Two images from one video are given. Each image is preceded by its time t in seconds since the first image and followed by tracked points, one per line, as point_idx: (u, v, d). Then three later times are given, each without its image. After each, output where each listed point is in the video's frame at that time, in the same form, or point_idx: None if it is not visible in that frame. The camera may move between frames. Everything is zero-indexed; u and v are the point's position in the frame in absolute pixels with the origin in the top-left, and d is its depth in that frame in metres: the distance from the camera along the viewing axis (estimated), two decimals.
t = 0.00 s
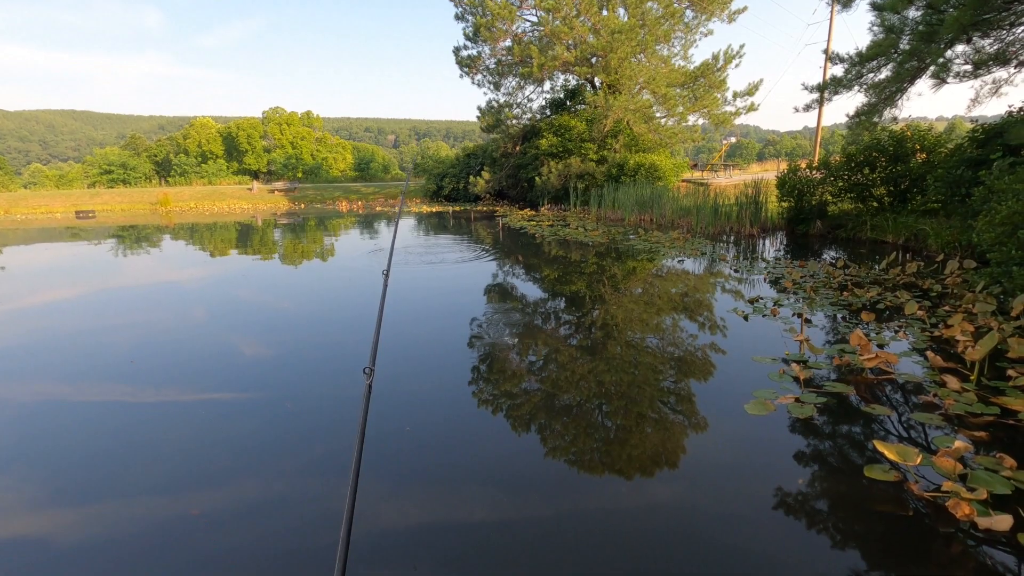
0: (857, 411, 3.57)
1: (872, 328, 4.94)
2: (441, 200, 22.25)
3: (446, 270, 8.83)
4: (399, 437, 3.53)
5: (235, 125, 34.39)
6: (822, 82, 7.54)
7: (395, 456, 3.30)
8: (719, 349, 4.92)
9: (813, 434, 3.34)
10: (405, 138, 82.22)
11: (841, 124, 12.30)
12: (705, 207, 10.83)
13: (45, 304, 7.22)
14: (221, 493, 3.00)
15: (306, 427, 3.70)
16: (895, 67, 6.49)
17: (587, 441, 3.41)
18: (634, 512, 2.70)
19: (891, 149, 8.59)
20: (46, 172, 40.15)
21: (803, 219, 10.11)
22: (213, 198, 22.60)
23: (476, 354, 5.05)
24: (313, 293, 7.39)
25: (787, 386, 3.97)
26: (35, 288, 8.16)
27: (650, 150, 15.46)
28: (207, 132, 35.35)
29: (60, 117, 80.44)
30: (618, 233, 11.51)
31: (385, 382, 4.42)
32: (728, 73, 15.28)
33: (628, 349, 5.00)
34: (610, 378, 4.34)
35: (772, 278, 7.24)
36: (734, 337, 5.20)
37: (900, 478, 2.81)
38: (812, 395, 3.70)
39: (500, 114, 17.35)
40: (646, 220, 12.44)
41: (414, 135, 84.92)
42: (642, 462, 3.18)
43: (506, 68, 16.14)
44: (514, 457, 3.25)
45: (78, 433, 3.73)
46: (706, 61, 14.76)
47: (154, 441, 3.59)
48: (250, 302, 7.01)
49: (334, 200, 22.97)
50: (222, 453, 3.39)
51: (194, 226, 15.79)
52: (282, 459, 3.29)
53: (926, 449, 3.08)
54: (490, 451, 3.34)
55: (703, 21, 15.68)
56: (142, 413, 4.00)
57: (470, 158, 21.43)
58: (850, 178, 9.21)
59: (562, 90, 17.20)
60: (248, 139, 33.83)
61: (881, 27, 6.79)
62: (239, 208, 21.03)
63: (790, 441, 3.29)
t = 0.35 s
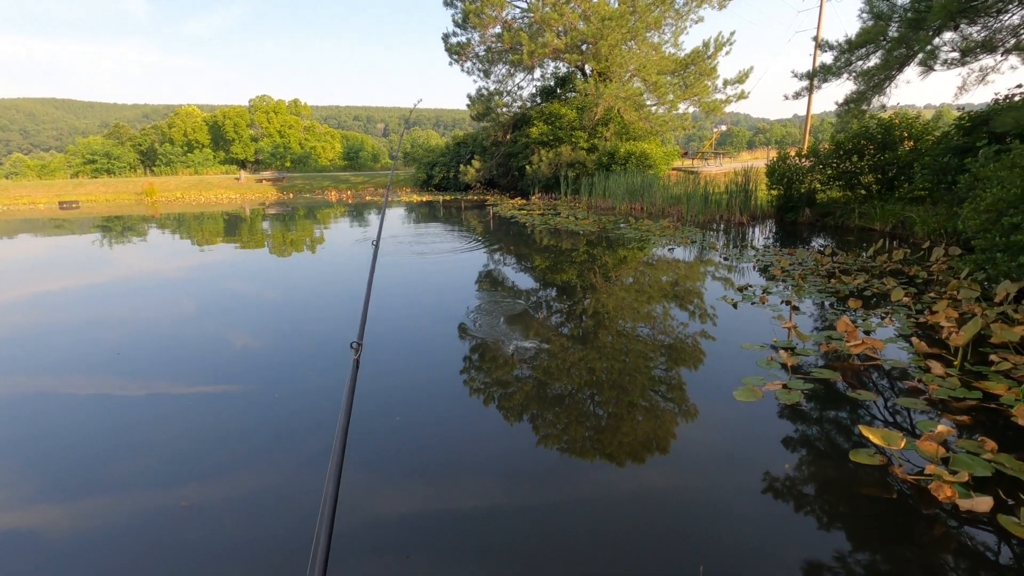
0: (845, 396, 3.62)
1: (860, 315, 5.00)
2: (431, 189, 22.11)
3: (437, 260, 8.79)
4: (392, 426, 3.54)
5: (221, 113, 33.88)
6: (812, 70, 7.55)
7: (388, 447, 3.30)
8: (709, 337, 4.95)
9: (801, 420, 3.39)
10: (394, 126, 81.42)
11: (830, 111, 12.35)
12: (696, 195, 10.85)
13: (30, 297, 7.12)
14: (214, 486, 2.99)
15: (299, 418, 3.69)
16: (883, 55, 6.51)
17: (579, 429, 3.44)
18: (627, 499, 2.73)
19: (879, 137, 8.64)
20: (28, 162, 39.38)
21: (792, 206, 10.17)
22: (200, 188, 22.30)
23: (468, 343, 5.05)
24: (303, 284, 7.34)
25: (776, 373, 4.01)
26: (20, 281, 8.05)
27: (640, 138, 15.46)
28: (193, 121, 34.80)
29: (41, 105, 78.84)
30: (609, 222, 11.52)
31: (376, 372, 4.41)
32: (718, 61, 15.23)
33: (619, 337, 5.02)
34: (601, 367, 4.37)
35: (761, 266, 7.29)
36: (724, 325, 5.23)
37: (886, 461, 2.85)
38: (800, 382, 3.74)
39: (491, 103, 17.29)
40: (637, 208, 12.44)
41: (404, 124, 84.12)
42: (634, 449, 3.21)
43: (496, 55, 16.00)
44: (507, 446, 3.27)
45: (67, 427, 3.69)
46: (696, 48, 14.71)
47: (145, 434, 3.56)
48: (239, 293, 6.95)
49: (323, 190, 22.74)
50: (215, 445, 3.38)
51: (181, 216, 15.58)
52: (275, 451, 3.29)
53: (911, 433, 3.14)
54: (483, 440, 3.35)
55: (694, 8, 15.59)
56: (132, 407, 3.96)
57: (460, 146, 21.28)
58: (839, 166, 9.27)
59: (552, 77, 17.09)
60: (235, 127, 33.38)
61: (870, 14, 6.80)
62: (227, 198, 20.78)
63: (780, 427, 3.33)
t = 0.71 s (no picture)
0: (830, 381, 3.67)
1: (845, 301, 5.06)
2: (420, 177, 21.94)
3: (427, 248, 8.76)
4: (383, 414, 3.55)
5: (206, 100, 33.29)
6: (801, 56, 7.55)
7: (379, 434, 3.31)
8: (697, 324, 4.99)
9: (788, 404, 3.44)
10: (382, 113, 80.47)
11: (819, 98, 12.40)
12: (685, 182, 10.86)
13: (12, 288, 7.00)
14: (205, 476, 2.98)
15: (289, 407, 3.68)
16: (871, 42, 6.52)
17: (570, 415, 3.46)
18: (616, 483, 2.77)
19: (867, 124, 8.69)
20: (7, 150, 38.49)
21: (780, 193, 10.22)
22: (185, 177, 21.96)
23: (458, 331, 5.05)
24: (292, 273, 7.28)
25: (764, 358, 4.06)
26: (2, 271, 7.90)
27: (630, 125, 15.41)
28: (176, 108, 34.17)
29: (19, 91, 76.91)
30: (598, 209, 11.52)
31: (366, 360, 4.40)
32: (708, 47, 15.17)
33: (609, 324, 5.05)
34: (591, 353, 4.39)
35: (750, 253, 7.34)
36: (713, 311, 5.27)
37: (870, 443, 2.91)
38: (786, 367, 3.79)
39: (480, 89, 17.25)
40: (627, 195, 12.45)
41: (391, 110, 83.14)
42: (624, 434, 3.24)
43: (485, 41, 15.83)
44: (498, 432, 3.29)
45: (54, 418, 3.66)
46: (686, 34, 14.64)
47: (134, 425, 3.54)
48: (227, 283, 6.88)
49: (310, 178, 22.49)
50: (205, 435, 3.37)
51: (166, 205, 15.35)
52: (266, 441, 3.28)
53: (894, 416, 3.20)
54: (474, 426, 3.37)
55: None
56: (120, 397, 3.93)
57: (449, 133, 21.10)
58: (827, 153, 9.31)
59: (542, 63, 16.95)
60: (219, 114, 32.81)
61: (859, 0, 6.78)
62: (213, 186, 20.48)
63: (767, 411, 3.38)
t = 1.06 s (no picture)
0: (816, 361, 3.73)
1: (830, 283, 5.11)
2: (408, 161, 21.70)
3: (415, 233, 8.69)
4: (373, 399, 3.54)
5: (187, 83, 32.55)
6: (789, 38, 7.53)
7: (369, 420, 3.31)
8: (685, 307, 5.02)
9: (774, 385, 3.49)
10: (368, 96, 79.21)
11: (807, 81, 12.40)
12: (674, 166, 10.85)
13: None
14: (194, 463, 2.97)
15: (278, 393, 3.66)
16: (859, 23, 6.51)
17: (559, 398, 3.48)
18: (605, 464, 2.80)
19: (854, 106, 8.72)
20: None
21: (768, 176, 10.26)
22: (168, 162, 21.53)
23: (447, 315, 5.03)
24: (279, 259, 7.20)
25: (750, 340, 4.11)
26: None
27: (619, 108, 15.32)
28: (156, 91, 33.37)
29: None
30: (587, 193, 11.49)
31: (355, 346, 4.38)
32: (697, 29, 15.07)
33: (598, 308, 5.07)
34: (580, 337, 4.42)
35: (737, 236, 7.37)
36: (701, 294, 5.31)
37: (853, 423, 2.97)
38: (772, 348, 3.84)
39: (467, 71, 17.02)
40: (616, 179, 12.42)
41: (377, 94, 81.88)
42: (613, 416, 3.27)
43: (472, 22, 15.60)
44: (488, 416, 3.30)
45: (39, 407, 3.61)
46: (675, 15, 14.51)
47: (121, 413, 3.50)
48: (213, 269, 6.80)
49: (296, 162, 22.16)
50: (193, 423, 3.35)
51: (148, 190, 15.06)
52: (255, 427, 3.27)
53: (878, 396, 3.26)
54: (463, 410, 3.38)
55: None
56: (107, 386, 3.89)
57: (436, 117, 20.84)
58: (814, 136, 9.34)
59: (530, 45, 16.75)
60: (201, 98, 32.12)
61: None
62: (196, 171, 20.11)
63: (754, 392, 3.43)
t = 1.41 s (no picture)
0: (800, 339, 3.78)
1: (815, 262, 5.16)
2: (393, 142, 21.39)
3: (402, 215, 8.61)
4: (363, 382, 3.54)
5: (163, 61, 31.63)
6: (776, 15, 7.48)
7: (359, 403, 3.31)
8: (673, 287, 5.05)
9: (759, 362, 3.54)
10: (352, 75, 77.66)
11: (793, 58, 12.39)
12: (661, 145, 10.81)
13: None
14: (183, 449, 2.96)
15: (267, 378, 3.65)
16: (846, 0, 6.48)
17: (548, 378, 3.51)
18: (595, 443, 2.84)
19: (840, 85, 8.73)
20: None
21: (754, 155, 10.28)
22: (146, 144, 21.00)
23: (435, 297, 5.02)
24: (263, 242, 7.10)
25: (736, 319, 4.15)
26: None
27: (606, 87, 15.18)
28: (132, 70, 32.39)
29: None
30: (575, 173, 11.44)
31: (343, 330, 4.36)
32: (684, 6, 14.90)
33: (586, 288, 5.08)
34: (569, 317, 4.43)
35: (724, 216, 7.40)
36: (688, 274, 5.33)
37: (837, 399, 3.03)
38: (758, 327, 3.88)
39: (453, 49, 16.82)
40: (603, 159, 12.37)
41: (361, 72, 80.30)
42: (602, 396, 3.30)
43: None
44: (477, 397, 3.32)
45: (22, 395, 3.56)
46: None
47: (107, 400, 3.47)
48: (197, 253, 6.69)
49: (279, 143, 21.73)
50: (181, 408, 3.32)
51: (127, 173, 14.71)
52: (245, 412, 3.26)
53: (860, 372, 3.32)
54: (453, 391, 3.39)
55: None
56: (91, 373, 3.84)
57: (421, 96, 20.51)
58: (800, 114, 9.36)
59: (516, 23, 16.47)
60: (179, 77, 31.26)
61: None
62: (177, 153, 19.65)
63: (740, 370, 3.48)
